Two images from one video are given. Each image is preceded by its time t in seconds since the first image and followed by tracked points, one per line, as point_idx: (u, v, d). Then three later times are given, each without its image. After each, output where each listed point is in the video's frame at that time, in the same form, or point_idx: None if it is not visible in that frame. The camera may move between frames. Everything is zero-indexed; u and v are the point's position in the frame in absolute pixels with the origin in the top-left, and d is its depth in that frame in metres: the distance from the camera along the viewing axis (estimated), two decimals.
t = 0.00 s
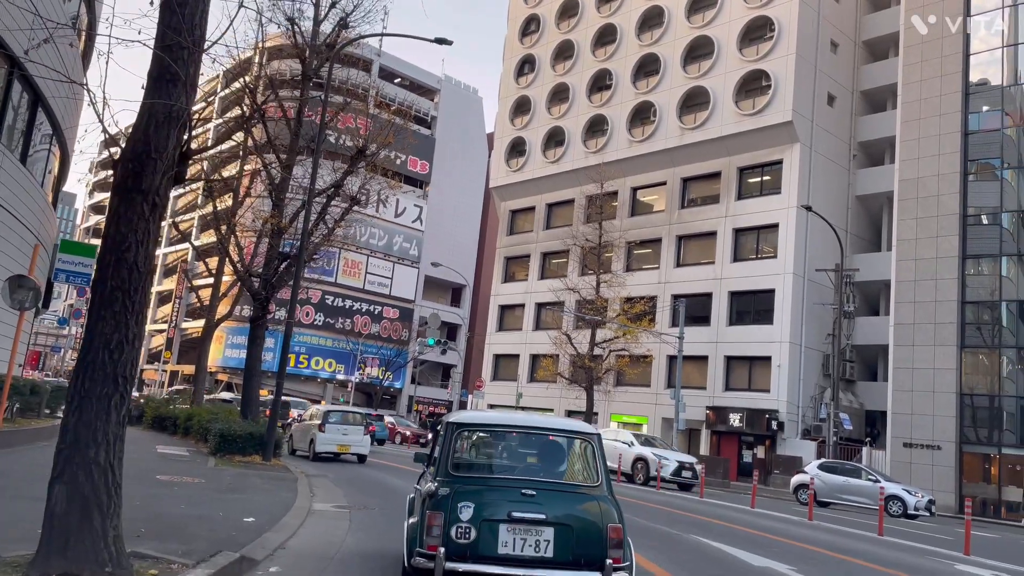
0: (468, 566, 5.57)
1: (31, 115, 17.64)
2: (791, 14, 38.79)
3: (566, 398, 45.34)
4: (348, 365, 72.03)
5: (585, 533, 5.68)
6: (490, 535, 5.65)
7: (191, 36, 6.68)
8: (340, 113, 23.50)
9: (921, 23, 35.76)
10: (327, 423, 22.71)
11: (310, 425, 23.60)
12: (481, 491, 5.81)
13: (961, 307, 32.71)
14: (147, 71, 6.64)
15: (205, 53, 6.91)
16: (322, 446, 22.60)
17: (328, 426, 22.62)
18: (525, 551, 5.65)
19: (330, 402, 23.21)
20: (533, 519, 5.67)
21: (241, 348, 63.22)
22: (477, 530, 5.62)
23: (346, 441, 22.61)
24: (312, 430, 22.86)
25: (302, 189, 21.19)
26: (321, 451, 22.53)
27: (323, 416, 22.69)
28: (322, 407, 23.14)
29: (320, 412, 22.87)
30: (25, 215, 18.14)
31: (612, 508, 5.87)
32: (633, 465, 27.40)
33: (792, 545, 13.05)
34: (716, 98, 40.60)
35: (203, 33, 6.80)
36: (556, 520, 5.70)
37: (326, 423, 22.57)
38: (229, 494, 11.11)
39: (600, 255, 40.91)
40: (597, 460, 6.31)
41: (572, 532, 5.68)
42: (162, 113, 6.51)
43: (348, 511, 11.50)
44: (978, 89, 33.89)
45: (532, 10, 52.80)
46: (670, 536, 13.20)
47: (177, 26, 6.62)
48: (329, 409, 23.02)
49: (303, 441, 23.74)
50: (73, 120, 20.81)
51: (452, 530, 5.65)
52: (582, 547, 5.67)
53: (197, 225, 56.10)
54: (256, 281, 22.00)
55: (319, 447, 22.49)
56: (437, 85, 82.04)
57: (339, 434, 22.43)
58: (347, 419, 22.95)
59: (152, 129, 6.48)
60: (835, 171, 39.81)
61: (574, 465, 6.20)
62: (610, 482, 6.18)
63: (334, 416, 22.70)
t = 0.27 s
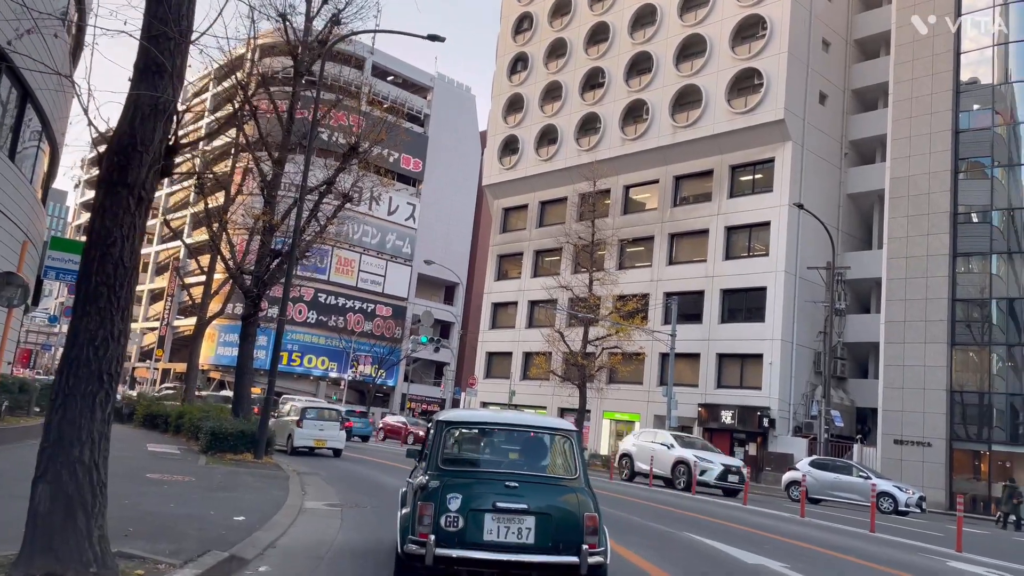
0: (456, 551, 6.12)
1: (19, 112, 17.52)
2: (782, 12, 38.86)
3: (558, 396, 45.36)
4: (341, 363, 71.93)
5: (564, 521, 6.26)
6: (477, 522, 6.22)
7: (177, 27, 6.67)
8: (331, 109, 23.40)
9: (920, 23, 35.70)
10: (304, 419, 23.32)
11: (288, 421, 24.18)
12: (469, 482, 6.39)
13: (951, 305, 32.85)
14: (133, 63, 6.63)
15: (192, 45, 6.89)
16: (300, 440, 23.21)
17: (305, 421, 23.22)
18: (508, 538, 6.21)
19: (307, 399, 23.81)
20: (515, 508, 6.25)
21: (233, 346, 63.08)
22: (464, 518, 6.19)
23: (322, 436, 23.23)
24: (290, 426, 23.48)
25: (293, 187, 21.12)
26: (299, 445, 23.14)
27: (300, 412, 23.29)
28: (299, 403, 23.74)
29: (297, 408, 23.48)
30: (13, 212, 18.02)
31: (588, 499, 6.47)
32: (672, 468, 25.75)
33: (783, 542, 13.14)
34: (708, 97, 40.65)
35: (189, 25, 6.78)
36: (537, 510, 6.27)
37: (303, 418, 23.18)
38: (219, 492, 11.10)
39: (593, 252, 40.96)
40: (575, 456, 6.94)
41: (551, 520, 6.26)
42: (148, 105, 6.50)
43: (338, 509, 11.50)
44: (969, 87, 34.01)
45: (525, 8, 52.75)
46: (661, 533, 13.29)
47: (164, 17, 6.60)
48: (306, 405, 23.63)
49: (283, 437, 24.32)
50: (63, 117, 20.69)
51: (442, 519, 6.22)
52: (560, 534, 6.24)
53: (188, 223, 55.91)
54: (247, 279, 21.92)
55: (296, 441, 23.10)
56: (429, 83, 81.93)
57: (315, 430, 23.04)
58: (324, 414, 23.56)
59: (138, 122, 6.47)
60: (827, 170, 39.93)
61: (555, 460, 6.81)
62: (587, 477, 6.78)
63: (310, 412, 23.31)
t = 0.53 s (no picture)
0: (445, 539, 6.84)
1: (7, 110, 17.28)
2: (777, 12, 38.82)
3: (553, 396, 45.23)
4: (334, 363, 71.70)
5: (543, 511, 6.97)
6: (462, 514, 6.92)
7: (164, 17, 6.55)
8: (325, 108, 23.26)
9: (921, 22, 35.54)
10: (281, 417, 23.98)
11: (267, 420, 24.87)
12: (456, 478, 7.08)
13: (946, 305, 32.83)
14: (119, 54, 6.52)
15: (179, 36, 6.77)
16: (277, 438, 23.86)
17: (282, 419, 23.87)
18: (491, 527, 6.92)
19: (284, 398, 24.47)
20: (499, 501, 6.94)
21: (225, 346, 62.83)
22: (452, 509, 6.89)
23: (298, 434, 23.87)
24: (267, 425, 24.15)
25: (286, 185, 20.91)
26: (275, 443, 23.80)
27: (277, 411, 23.95)
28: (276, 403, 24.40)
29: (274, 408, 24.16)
30: None
31: (565, 492, 7.18)
32: (721, 476, 22.86)
33: (783, 544, 13.01)
34: (703, 96, 40.58)
35: (176, 15, 6.66)
36: (518, 501, 6.97)
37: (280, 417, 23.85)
38: (210, 494, 10.95)
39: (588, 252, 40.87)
40: (554, 454, 7.61)
41: (532, 512, 6.96)
42: (134, 97, 6.37)
43: (330, 510, 11.34)
44: (964, 88, 34.01)
45: (519, 7, 52.60)
46: (658, 535, 13.17)
47: (150, 7, 6.49)
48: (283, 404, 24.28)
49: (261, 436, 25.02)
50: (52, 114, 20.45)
51: (432, 510, 6.92)
52: (539, 524, 6.96)
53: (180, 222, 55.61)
54: (240, 278, 21.71)
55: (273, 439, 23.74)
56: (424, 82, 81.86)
57: (291, 428, 23.68)
58: (300, 413, 24.19)
59: (124, 114, 6.35)
60: (822, 170, 39.92)
61: (536, 457, 7.49)
62: (565, 472, 7.48)
63: (286, 410, 23.98)
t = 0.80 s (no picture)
0: (436, 529, 7.71)
1: None
2: (773, 13, 38.80)
3: (549, 398, 45.07)
4: (329, 365, 71.50)
5: (524, 505, 7.83)
6: (451, 507, 7.78)
7: (150, 9, 6.47)
8: (319, 107, 23.09)
9: (921, 22, 35.41)
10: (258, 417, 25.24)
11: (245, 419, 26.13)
12: (446, 475, 7.93)
13: (943, 307, 32.77)
14: (103, 46, 6.42)
15: (166, 27, 6.68)
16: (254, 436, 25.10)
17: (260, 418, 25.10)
18: (477, 519, 7.78)
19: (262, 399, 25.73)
20: (483, 495, 7.80)
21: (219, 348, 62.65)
22: (443, 503, 7.75)
23: (274, 433, 25.14)
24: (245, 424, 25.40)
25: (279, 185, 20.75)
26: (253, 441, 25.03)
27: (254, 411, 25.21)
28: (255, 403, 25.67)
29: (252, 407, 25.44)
30: None
31: (544, 488, 8.04)
32: (783, 487, 20.06)
33: (782, 547, 12.89)
34: (699, 97, 40.53)
35: (162, 6, 6.57)
36: (501, 495, 7.83)
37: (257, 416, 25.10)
38: (201, 496, 10.79)
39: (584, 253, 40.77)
40: (535, 454, 8.47)
41: (513, 505, 7.82)
42: (119, 90, 6.26)
43: (323, 513, 11.20)
44: (960, 89, 33.98)
45: (516, 8, 52.50)
46: (655, 537, 13.04)
47: None
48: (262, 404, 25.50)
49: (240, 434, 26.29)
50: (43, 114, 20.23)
51: (425, 504, 7.78)
52: (520, 515, 7.83)
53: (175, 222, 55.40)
54: (233, 278, 21.53)
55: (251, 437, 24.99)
56: (419, 83, 81.75)
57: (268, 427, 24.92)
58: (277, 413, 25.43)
59: (110, 107, 6.25)
60: (819, 171, 39.88)
61: (519, 456, 8.33)
62: (544, 470, 8.33)
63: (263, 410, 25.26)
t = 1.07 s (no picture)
0: (426, 518, 8.47)
1: None
2: (771, 11, 38.70)
3: (545, 397, 44.91)
4: (326, 364, 71.32)
5: (506, 496, 8.62)
6: (440, 498, 8.54)
7: None
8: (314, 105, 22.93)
9: (921, 22, 35.31)
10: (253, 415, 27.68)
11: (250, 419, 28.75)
12: (436, 469, 8.69)
13: (941, 307, 32.69)
14: (88, 32, 6.31)
15: (151, 13, 6.56)
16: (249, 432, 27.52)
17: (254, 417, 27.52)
18: (464, 509, 8.55)
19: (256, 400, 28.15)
20: (469, 487, 8.58)
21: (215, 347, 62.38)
22: (433, 494, 8.50)
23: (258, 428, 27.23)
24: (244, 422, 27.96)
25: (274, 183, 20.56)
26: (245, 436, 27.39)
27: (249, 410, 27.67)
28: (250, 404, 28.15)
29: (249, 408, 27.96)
30: None
31: (524, 481, 8.83)
32: (857, 499, 17.35)
33: (781, 548, 12.76)
34: (697, 96, 40.41)
35: None
36: (485, 487, 8.61)
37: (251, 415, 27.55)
38: (193, 497, 10.65)
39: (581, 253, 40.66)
40: (517, 450, 9.26)
41: (496, 496, 8.60)
42: (103, 77, 6.16)
43: (317, 514, 11.07)
44: (958, 88, 33.92)
45: (513, 6, 52.32)
46: (653, 538, 12.91)
47: None
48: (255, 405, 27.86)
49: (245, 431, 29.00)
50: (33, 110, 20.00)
51: (416, 495, 8.53)
52: (502, 505, 8.62)
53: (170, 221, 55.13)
54: (227, 277, 21.34)
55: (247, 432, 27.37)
56: (416, 82, 81.62)
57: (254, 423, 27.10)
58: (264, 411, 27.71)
59: (92, 94, 6.14)
60: (816, 170, 39.80)
61: (503, 452, 9.11)
62: (525, 465, 9.12)
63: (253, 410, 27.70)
